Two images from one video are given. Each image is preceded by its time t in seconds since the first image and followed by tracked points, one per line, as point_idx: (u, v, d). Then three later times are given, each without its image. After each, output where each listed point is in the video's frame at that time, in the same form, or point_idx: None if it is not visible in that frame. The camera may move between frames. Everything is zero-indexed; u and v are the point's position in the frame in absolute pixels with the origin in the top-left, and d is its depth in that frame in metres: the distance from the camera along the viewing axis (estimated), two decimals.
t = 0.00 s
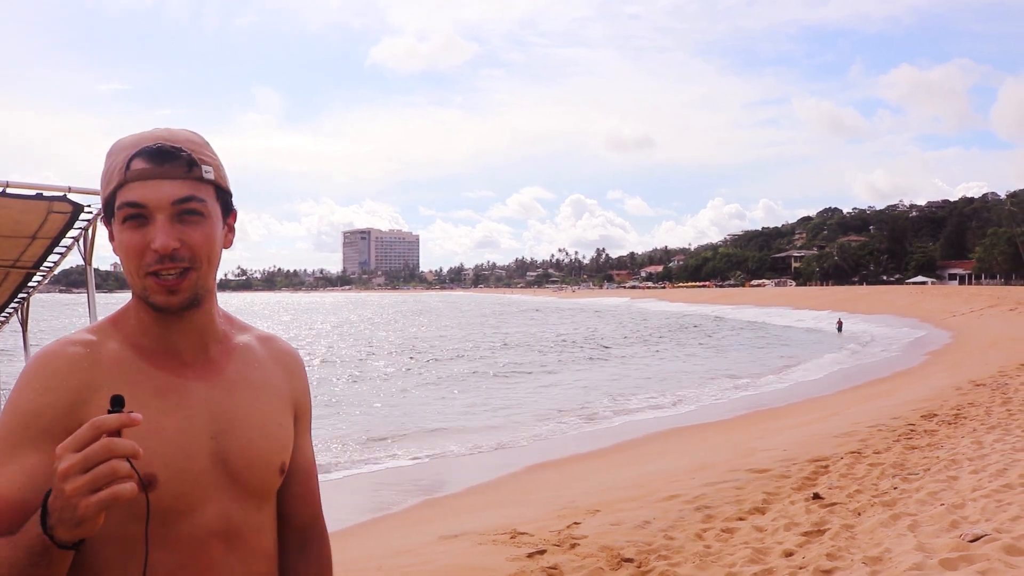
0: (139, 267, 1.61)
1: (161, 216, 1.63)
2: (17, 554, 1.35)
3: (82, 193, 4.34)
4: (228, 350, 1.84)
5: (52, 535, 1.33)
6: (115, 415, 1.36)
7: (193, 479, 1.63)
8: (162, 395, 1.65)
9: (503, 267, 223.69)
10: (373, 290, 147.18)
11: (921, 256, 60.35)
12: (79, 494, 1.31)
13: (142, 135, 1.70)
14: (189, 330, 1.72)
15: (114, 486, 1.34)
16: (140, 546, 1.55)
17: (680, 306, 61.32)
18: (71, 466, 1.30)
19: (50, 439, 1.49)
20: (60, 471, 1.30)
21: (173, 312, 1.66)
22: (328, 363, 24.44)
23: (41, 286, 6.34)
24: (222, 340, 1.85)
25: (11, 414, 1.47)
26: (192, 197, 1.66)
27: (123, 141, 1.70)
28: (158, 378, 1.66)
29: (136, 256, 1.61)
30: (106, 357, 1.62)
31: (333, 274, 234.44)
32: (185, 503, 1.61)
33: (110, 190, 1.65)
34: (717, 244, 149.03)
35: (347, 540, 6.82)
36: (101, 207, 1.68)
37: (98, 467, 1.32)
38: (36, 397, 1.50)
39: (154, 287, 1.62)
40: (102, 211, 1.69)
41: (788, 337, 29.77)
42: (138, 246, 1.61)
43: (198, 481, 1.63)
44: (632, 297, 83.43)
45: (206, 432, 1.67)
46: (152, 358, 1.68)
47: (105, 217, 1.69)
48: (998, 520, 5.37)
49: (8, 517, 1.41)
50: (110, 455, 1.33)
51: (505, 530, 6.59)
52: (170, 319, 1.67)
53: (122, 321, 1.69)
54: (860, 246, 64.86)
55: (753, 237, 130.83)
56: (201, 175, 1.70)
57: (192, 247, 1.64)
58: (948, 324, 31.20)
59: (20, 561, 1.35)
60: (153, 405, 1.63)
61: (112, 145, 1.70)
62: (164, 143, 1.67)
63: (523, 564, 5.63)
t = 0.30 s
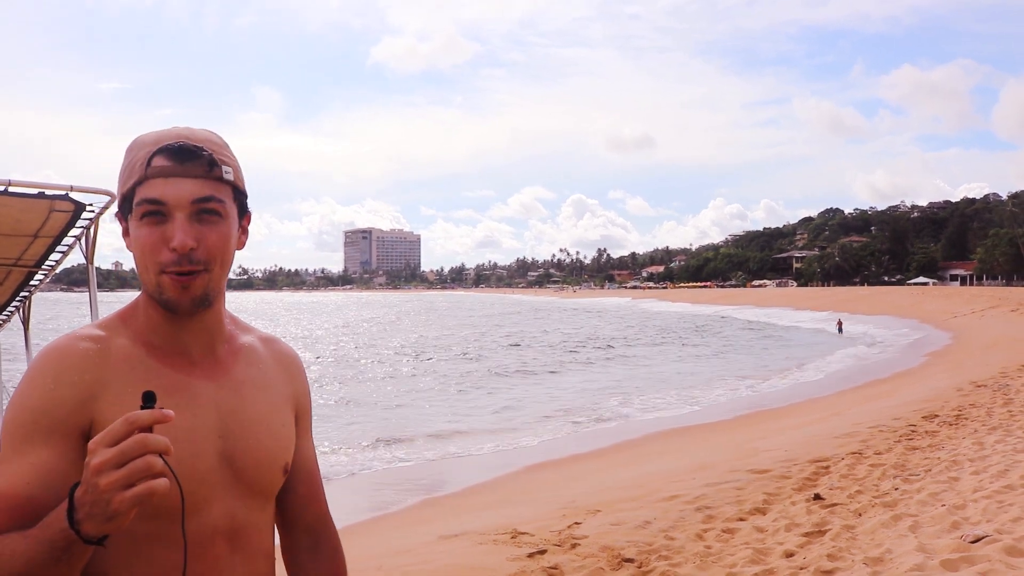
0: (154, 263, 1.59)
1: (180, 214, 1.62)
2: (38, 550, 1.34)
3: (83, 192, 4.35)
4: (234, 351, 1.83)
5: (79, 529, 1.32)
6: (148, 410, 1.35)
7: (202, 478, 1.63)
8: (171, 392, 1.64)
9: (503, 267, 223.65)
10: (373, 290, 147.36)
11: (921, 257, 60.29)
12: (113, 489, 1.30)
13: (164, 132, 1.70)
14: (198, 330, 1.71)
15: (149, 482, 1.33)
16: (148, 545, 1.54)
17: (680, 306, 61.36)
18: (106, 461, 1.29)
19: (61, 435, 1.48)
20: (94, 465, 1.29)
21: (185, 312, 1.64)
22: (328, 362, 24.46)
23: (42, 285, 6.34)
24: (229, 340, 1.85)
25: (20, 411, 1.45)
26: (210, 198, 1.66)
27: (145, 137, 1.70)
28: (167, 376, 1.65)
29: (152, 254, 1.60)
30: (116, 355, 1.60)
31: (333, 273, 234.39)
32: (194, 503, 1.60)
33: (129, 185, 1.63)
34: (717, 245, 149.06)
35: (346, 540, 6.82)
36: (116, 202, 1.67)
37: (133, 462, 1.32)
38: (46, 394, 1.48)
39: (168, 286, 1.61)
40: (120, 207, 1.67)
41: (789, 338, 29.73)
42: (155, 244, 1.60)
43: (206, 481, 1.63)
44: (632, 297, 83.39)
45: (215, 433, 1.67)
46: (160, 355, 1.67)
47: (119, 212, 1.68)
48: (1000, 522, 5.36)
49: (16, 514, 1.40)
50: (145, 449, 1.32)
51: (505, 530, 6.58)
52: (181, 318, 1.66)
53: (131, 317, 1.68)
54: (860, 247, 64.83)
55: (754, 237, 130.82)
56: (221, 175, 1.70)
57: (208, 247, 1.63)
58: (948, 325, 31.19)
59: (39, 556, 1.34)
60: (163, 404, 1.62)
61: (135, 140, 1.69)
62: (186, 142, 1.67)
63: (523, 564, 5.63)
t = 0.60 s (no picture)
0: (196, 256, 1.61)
1: (226, 212, 1.68)
2: (44, 553, 1.32)
3: (81, 190, 4.35)
4: (220, 346, 1.85)
5: (89, 532, 1.32)
6: (156, 409, 1.37)
7: (202, 475, 1.64)
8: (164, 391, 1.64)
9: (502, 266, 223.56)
10: (373, 289, 147.22)
11: (921, 257, 60.30)
12: (128, 488, 1.31)
13: (186, 125, 1.71)
14: (194, 326, 1.73)
15: (164, 479, 1.35)
16: (152, 546, 1.53)
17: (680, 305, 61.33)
18: (119, 460, 1.30)
19: (54, 441, 1.46)
20: (107, 465, 1.30)
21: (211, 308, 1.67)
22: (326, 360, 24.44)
23: (40, 284, 6.34)
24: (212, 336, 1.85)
25: (10, 416, 1.42)
26: (244, 199, 1.74)
27: (165, 127, 1.68)
28: (160, 374, 1.65)
29: (195, 246, 1.62)
30: (106, 352, 1.59)
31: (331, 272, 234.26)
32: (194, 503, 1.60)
33: (170, 175, 1.62)
34: (716, 244, 149.01)
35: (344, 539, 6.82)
36: (125, 190, 1.62)
37: (147, 459, 1.33)
38: (36, 398, 1.46)
39: (204, 281, 1.64)
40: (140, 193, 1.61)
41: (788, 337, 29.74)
42: (200, 238, 1.62)
43: (204, 478, 1.64)
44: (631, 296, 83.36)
45: (208, 429, 1.68)
46: (150, 353, 1.66)
47: (122, 202, 1.62)
48: (997, 521, 5.37)
49: (11, 520, 1.38)
50: (159, 447, 1.34)
51: (504, 529, 6.58)
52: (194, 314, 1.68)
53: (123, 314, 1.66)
54: (860, 247, 64.85)
55: (753, 237, 130.77)
56: (246, 173, 1.77)
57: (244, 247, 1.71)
58: (948, 324, 31.20)
59: (43, 560, 1.32)
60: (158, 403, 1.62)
61: (152, 125, 1.65)
62: (223, 141, 1.72)
63: (522, 563, 5.63)
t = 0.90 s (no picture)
0: (230, 266, 1.65)
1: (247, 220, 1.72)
2: None
3: (73, 192, 4.33)
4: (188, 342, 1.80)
5: (134, 570, 1.28)
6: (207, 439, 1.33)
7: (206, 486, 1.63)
8: (162, 402, 1.57)
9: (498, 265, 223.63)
10: (369, 289, 147.50)
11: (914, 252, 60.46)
12: (183, 525, 1.29)
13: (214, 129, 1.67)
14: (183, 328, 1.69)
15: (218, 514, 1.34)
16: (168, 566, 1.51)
17: (676, 302, 61.56)
18: (175, 497, 1.27)
19: (61, 466, 1.33)
20: (162, 503, 1.26)
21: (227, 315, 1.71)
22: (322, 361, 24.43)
23: (33, 286, 6.33)
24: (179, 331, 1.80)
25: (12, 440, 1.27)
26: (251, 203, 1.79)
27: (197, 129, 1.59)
28: (156, 383, 1.58)
29: (230, 256, 1.65)
30: (101, 361, 1.48)
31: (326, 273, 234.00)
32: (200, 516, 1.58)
33: (226, 185, 1.61)
34: (712, 241, 149.42)
35: (337, 540, 6.79)
36: (136, 186, 1.48)
37: (202, 494, 1.30)
38: (40, 420, 1.31)
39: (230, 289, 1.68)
40: (197, 194, 1.55)
41: (783, 334, 29.78)
42: (234, 248, 1.66)
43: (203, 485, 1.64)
44: (625, 294, 83.48)
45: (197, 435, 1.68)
46: (142, 358, 1.58)
47: (125, 195, 1.47)
48: (992, 514, 5.39)
49: (24, 556, 1.27)
50: (213, 478, 1.31)
51: (500, 528, 6.57)
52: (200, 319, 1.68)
53: (117, 315, 1.55)
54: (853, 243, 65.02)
55: (748, 233, 131.19)
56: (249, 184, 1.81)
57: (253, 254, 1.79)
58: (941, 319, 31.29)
59: None
60: (159, 416, 1.55)
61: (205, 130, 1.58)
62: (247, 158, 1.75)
63: (518, 562, 5.62)
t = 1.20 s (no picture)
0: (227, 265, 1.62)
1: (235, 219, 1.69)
2: None
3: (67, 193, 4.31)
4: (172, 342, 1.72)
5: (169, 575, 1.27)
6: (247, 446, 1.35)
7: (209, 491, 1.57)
8: (169, 403, 1.49)
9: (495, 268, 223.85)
10: (366, 290, 147.90)
11: (908, 256, 60.70)
12: (226, 530, 1.31)
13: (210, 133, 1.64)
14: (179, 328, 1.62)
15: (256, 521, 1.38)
16: None
17: (672, 305, 61.74)
18: (220, 501, 1.29)
19: (77, 468, 1.23)
20: (208, 507, 1.29)
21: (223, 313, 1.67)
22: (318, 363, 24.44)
23: (28, 288, 6.31)
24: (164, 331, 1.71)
25: (26, 440, 1.17)
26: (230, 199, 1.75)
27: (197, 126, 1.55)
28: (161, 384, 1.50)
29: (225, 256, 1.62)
30: (107, 357, 1.39)
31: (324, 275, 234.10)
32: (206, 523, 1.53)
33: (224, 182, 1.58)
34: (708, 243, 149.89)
35: (332, 542, 6.78)
36: (147, 177, 1.41)
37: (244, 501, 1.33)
38: (55, 421, 1.21)
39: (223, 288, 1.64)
40: (201, 191, 1.50)
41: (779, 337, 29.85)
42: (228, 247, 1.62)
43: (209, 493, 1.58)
44: (621, 297, 83.65)
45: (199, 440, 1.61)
46: (144, 358, 1.50)
47: (135, 186, 1.40)
48: (986, 518, 5.39)
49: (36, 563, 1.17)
50: (254, 482, 1.33)
51: (495, 531, 6.56)
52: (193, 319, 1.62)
53: (118, 313, 1.46)
54: (848, 247, 65.24)
55: (743, 237, 131.67)
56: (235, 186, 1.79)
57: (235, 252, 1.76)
58: (935, 322, 31.41)
59: None
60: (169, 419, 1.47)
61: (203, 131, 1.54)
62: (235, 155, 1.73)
63: (513, 565, 5.61)
